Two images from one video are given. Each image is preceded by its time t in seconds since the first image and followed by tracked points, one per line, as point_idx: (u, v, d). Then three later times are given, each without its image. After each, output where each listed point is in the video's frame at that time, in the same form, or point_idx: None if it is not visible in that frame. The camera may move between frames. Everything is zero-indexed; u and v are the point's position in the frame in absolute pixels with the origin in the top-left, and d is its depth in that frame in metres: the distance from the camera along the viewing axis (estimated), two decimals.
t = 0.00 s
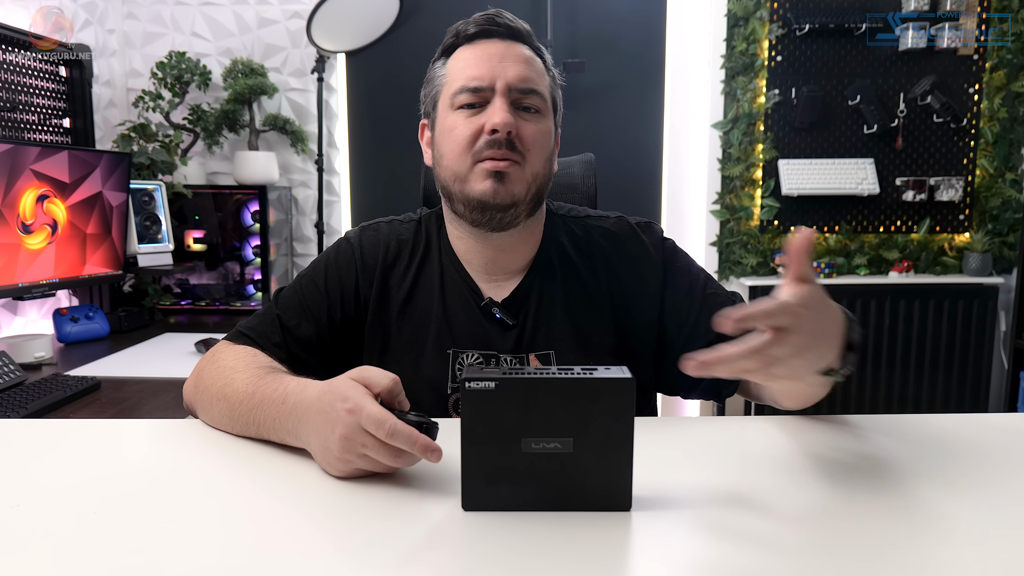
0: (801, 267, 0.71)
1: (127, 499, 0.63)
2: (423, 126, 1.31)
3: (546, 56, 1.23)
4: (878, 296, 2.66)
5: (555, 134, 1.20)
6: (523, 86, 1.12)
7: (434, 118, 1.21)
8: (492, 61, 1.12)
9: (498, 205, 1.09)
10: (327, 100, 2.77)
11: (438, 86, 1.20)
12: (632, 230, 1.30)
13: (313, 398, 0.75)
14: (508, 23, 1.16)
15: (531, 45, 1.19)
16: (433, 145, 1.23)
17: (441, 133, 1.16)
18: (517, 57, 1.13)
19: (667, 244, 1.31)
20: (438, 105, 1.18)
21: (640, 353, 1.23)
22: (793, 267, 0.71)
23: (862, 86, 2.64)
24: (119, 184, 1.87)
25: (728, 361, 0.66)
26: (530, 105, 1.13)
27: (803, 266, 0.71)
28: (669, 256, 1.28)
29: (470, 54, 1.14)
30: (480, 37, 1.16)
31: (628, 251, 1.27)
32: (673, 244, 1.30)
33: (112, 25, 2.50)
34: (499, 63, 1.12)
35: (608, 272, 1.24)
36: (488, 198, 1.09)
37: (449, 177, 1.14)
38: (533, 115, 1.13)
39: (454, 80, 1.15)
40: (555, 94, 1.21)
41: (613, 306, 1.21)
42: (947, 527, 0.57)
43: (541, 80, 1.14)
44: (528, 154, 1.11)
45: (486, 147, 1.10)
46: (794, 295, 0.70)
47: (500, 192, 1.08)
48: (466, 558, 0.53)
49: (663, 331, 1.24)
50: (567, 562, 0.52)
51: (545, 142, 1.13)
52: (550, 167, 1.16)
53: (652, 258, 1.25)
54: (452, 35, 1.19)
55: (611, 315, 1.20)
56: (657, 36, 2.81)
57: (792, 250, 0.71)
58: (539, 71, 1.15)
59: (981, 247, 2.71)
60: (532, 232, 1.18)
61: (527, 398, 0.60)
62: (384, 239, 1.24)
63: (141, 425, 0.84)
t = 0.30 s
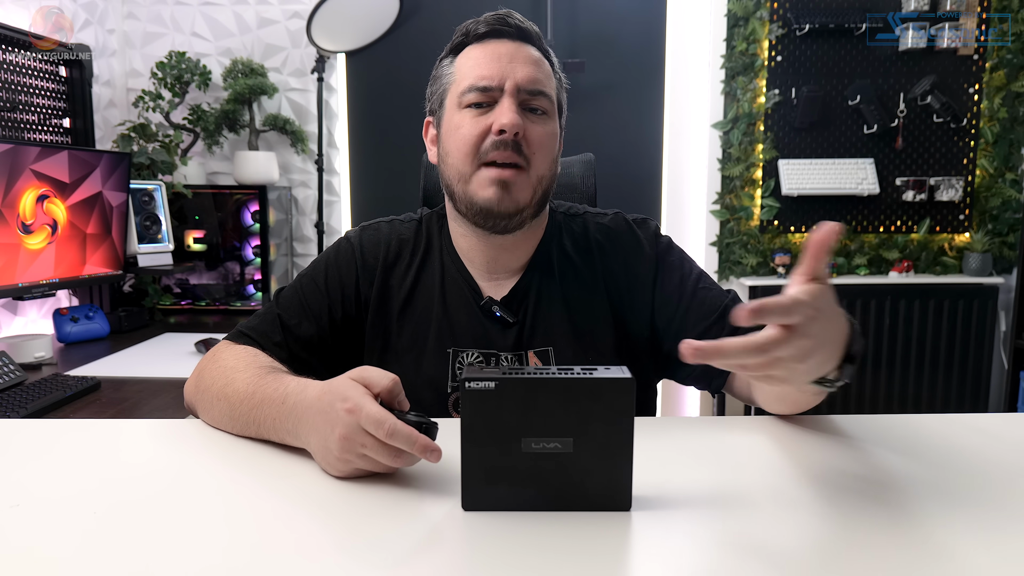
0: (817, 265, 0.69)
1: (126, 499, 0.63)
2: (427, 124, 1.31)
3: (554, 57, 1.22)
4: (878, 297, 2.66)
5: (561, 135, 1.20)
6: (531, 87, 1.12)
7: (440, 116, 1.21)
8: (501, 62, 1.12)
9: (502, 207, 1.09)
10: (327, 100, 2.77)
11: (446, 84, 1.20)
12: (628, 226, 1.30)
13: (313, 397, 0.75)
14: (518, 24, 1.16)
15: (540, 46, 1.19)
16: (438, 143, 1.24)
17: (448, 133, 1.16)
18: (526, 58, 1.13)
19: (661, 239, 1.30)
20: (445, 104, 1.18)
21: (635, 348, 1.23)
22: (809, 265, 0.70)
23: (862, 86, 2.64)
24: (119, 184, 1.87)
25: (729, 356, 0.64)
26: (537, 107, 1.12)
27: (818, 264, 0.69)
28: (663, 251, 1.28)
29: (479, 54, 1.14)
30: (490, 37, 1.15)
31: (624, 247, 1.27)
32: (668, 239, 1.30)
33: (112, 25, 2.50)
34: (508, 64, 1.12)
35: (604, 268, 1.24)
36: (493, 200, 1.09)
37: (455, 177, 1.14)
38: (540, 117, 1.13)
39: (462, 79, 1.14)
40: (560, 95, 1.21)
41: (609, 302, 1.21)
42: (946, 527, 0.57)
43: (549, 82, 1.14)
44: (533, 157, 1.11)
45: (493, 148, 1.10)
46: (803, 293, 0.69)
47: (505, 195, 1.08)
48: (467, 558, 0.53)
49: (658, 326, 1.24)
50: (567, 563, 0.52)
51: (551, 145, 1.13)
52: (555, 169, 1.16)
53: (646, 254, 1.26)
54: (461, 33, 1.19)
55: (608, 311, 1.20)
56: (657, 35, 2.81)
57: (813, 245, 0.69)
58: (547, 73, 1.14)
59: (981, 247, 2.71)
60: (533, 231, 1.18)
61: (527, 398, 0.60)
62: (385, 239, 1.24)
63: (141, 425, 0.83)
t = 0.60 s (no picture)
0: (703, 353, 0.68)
1: (127, 499, 0.63)
2: (428, 129, 1.31)
3: (552, 57, 1.22)
4: (878, 296, 2.66)
5: (563, 136, 1.19)
6: (531, 90, 1.11)
7: (440, 122, 1.21)
8: (499, 66, 1.12)
9: (507, 214, 1.09)
10: (327, 100, 2.76)
11: (445, 89, 1.20)
12: (634, 234, 1.30)
13: (314, 398, 0.75)
14: (514, 25, 1.16)
15: (537, 46, 1.19)
16: (439, 149, 1.24)
17: (449, 141, 1.15)
18: (523, 60, 1.12)
19: (667, 248, 1.31)
20: (445, 110, 1.18)
21: (637, 353, 1.23)
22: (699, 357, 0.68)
23: (862, 86, 2.64)
24: (119, 184, 1.87)
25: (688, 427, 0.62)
26: (537, 109, 1.12)
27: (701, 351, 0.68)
28: (669, 260, 1.28)
29: (477, 58, 1.14)
30: (486, 40, 1.16)
31: (630, 256, 1.27)
32: (675, 248, 1.30)
33: (112, 25, 2.50)
34: (506, 67, 1.12)
35: (610, 276, 1.24)
36: (497, 207, 1.09)
37: (457, 185, 1.14)
38: (541, 119, 1.12)
39: (461, 84, 1.14)
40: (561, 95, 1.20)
41: (612, 307, 1.22)
42: (945, 527, 0.57)
43: (548, 82, 1.13)
44: (536, 161, 1.10)
45: (495, 155, 1.09)
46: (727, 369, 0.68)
47: (509, 202, 1.09)
48: (466, 558, 0.53)
49: (661, 331, 1.24)
50: (566, 563, 0.52)
51: (553, 148, 1.13)
52: (558, 172, 1.16)
53: (652, 263, 1.26)
54: (457, 37, 1.19)
55: (610, 316, 1.20)
56: (657, 35, 2.81)
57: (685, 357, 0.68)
58: (546, 73, 1.14)
59: (981, 247, 2.71)
60: (537, 237, 1.18)
61: (527, 398, 0.60)
62: (387, 241, 1.24)
63: (141, 425, 0.83)
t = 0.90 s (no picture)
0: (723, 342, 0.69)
1: (128, 499, 0.63)
2: (433, 129, 1.31)
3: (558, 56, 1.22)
4: (878, 296, 2.66)
5: (569, 135, 1.19)
6: (537, 88, 1.11)
7: (445, 122, 1.21)
8: (505, 64, 1.12)
9: (513, 212, 1.08)
10: (327, 100, 2.76)
11: (450, 89, 1.20)
12: (639, 234, 1.30)
13: (314, 398, 0.75)
14: (520, 23, 1.16)
15: (542, 44, 1.19)
16: (444, 149, 1.24)
17: (454, 140, 1.15)
18: (529, 59, 1.12)
19: (673, 249, 1.31)
20: (450, 109, 1.18)
21: (643, 354, 1.23)
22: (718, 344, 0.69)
23: (862, 86, 2.64)
24: (119, 184, 1.87)
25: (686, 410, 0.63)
26: (543, 107, 1.12)
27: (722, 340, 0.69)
28: (674, 261, 1.28)
29: (482, 56, 1.14)
30: (492, 39, 1.16)
31: (635, 257, 1.27)
32: (680, 250, 1.29)
33: (112, 25, 2.50)
34: (512, 66, 1.12)
35: (615, 277, 1.24)
36: (504, 206, 1.08)
37: (463, 184, 1.13)
38: (548, 118, 1.12)
39: (466, 84, 1.14)
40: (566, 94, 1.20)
41: (618, 308, 1.22)
42: (947, 527, 0.57)
43: (554, 80, 1.13)
44: (542, 159, 1.10)
45: (501, 152, 1.09)
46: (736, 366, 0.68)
47: (515, 200, 1.08)
48: (466, 558, 0.53)
49: (667, 332, 1.24)
50: (567, 563, 0.52)
51: (560, 145, 1.12)
52: (564, 170, 1.15)
53: (657, 264, 1.26)
54: (462, 36, 1.19)
55: (616, 317, 1.20)
56: (657, 35, 2.81)
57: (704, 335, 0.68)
58: (552, 71, 1.14)
59: (981, 247, 2.71)
60: (542, 236, 1.18)
61: (528, 398, 0.60)
62: (390, 243, 1.24)
63: (141, 426, 0.84)
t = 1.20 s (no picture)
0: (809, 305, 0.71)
1: (128, 499, 0.63)
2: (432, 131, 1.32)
3: (551, 54, 1.23)
4: (878, 296, 2.66)
5: (564, 128, 1.19)
6: (528, 78, 1.12)
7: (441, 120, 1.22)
8: (497, 57, 1.12)
9: (509, 198, 1.07)
10: (327, 100, 2.77)
11: (445, 87, 1.21)
12: (639, 232, 1.30)
13: (314, 398, 0.75)
14: (511, 21, 1.18)
15: (535, 42, 1.20)
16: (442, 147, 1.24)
17: (450, 134, 1.15)
18: (521, 52, 1.13)
19: (672, 247, 1.31)
20: (446, 106, 1.19)
21: (641, 353, 1.23)
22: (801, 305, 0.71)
23: (862, 86, 2.64)
24: (119, 184, 1.87)
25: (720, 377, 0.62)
26: (535, 96, 1.12)
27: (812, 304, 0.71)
28: (674, 259, 1.28)
29: (475, 52, 1.15)
30: (484, 36, 1.17)
31: (635, 254, 1.27)
32: (680, 248, 1.29)
33: (112, 25, 2.50)
34: (504, 58, 1.12)
35: (614, 273, 1.24)
36: (499, 189, 1.08)
37: (460, 176, 1.13)
38: (540, 107, 1.12)
39: (460, 78, 1.15)
40: (561, 89, 1.21)
41: (617, 304, 1.22)
42: (949, 527, 0.57)
43: (546, 72, 1.14)
44: (537, 146, 1.10)
45: (495, 140, 1.09)
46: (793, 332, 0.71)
47: (511, 186, 1.07)
48: (467, 558, 0.53)
49: (665, 330, 1.24)
50: (568, 563, 0.52)
51: (554, 134, 1.12)
52: (560, 160, 1.14)
53: (657, 261, 1.26)
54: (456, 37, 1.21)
55: (615, 313, 1.20)
56: (657, 35, 2.81)
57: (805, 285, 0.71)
58: (544, 64, 1.14)
59: (981, 247, 2.71)
60: (541, 227, 1.17)
61: (528, 398, 0.60)
62: (390, 242, 1.24)
63: (141, 425, 0.83)
